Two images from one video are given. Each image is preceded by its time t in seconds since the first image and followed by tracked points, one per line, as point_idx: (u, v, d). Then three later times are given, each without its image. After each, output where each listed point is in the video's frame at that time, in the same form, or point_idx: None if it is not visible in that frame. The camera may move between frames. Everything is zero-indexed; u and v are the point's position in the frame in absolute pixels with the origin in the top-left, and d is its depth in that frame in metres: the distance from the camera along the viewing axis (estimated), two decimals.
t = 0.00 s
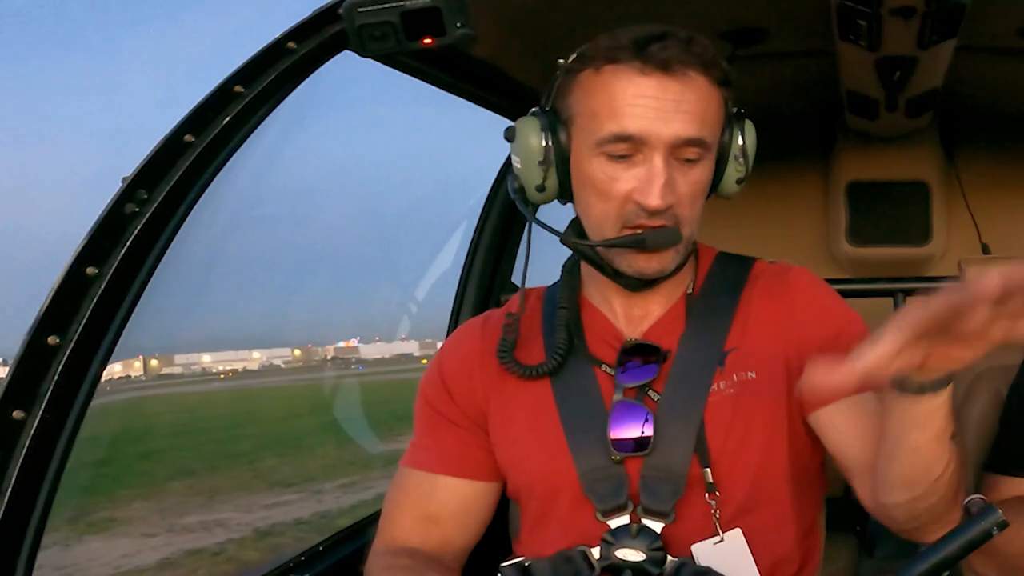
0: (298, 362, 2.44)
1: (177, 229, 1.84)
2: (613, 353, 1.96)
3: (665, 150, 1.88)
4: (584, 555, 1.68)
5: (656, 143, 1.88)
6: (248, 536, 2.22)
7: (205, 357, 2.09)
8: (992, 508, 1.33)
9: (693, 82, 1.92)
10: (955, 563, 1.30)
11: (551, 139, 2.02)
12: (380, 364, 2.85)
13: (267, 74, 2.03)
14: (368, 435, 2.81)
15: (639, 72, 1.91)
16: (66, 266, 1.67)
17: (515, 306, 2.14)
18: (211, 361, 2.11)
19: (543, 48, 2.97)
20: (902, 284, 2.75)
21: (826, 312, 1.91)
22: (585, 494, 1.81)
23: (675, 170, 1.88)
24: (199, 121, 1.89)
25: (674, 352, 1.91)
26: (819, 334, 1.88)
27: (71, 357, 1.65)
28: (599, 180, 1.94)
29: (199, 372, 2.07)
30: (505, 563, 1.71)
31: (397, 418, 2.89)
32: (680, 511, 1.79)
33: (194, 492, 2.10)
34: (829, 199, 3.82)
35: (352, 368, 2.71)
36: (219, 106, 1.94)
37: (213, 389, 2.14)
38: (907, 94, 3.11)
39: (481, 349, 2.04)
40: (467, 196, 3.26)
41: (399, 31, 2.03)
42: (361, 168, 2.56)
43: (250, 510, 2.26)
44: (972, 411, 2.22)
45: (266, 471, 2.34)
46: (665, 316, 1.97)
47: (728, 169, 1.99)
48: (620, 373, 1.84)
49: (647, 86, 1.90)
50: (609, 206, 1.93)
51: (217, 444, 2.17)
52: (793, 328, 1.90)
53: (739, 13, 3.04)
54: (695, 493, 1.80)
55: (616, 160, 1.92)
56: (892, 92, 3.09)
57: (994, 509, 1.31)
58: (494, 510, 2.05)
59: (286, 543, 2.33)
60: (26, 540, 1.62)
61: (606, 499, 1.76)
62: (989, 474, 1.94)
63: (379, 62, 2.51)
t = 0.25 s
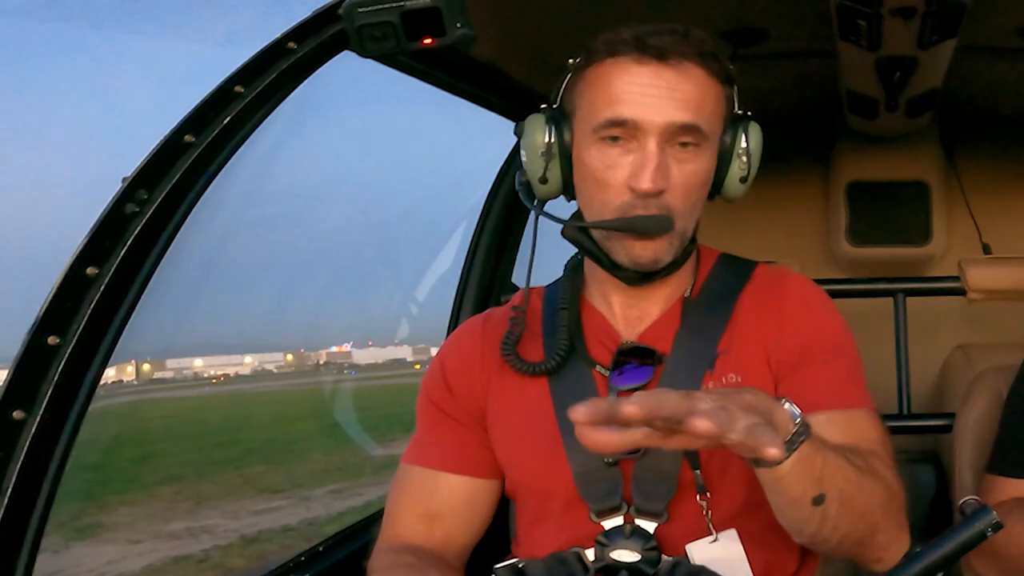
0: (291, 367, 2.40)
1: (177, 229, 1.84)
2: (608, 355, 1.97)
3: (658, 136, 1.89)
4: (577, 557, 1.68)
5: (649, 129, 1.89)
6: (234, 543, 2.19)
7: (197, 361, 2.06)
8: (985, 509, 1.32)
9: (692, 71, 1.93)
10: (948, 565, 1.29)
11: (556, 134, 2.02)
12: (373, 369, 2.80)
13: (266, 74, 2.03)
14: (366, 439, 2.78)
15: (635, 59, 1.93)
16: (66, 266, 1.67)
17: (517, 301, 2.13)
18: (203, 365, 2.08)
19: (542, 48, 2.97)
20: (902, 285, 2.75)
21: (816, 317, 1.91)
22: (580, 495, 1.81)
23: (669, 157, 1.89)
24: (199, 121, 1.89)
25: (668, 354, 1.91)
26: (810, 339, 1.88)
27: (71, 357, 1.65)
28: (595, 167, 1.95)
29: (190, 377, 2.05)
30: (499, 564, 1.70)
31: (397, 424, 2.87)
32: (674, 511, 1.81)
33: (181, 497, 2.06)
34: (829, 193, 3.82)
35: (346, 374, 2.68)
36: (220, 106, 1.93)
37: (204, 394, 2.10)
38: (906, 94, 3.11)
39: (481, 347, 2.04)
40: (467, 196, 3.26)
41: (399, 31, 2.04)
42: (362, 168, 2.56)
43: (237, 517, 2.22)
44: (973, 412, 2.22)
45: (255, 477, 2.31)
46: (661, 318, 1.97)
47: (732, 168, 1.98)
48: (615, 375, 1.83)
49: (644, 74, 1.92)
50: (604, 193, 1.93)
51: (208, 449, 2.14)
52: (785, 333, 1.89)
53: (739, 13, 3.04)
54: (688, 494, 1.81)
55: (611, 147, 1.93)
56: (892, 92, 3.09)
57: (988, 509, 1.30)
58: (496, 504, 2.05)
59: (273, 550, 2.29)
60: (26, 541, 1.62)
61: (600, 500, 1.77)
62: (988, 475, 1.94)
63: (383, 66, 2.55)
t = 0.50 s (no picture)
0: (287, 373, 2.38)
1: (178, 229, 1.84)
2: (603, 358, 1.96)
3: (630, 125, 1.90)
4: (576, 557, 1.66)
5: (620, 119, 1.90)
6: (223, 550, 2.16)
7: (193, 367, 2.05)
8: (987, 507, 1.31)
9: (661, 61, 1.95)
10: (949, 564, 1.29)
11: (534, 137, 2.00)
12: (370, 375, 2.78)
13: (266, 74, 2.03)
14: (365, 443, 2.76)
15: (602, 53, 1.95)
16: (66, 266, 1.67)
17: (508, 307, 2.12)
18: (198, 371, 2.07)
19: (542, 49, 2.97)
20: (901, 284, 2.74)
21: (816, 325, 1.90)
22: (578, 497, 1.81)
23: (642, 145, 1.90)
24: (199, 121, 1.89)
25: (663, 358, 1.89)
26: (808, 346, 1.88)
27: (71, 357, 1.65)
28: (571, 161, 1.95)
29: (186, 382, 2.03)
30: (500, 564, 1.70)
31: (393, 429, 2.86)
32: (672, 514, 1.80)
33: (170, 503, 2.03)
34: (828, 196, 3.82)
35: (342, 379, 2.65)
36: (219, 106, 1.93)
37: (198, 399, 2.09)
38: (906, 94, 3.11)
39: (475, 353, 2.03)
40: (467, 196, 3.26)
41: (399, 31, 2.03)
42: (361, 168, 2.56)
43: (228, 522, 2.18)
44: (972, 411, 2.22)
45: (246, 484, 2.25)
46: (657, 320, 1.96)
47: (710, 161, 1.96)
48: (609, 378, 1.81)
49: (612, 67, 1.94)
50: (582, 185, 1.92)
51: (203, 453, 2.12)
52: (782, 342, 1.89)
53: (739, 13, 3.04)
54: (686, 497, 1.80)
55: (584, 139, 1.94)
56: (892, 92, 3.09)
57: (990, 508, 1.30)
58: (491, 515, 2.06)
59: (261, 557, 2.26)
60: (26, 541, 1.63)
61: (599, 502, 1.77)
62: (988, 475, 1.94)
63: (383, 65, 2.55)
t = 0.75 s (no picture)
0: (287, 376, 2.38)
1: (177, 229, 1.84)
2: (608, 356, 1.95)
3: (612, 111, 1.91)
4: (576, 557, 1.66)
5: (603, 106, 1.92)
6: (217, 553, 2.14)
7: (193, 369, 2.04)
8: (986, 509, 1.32)
9: (643, 52, 1.96)
10: (951, 562, 1.30)
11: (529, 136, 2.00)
12: (369, 379, 2.80)
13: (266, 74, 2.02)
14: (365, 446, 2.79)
15: (588, 47, 1.98)
16: (67, 266, 1.67)
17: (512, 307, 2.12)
18: (198, 374, 2.06)
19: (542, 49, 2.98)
20: (901, 284, 2.73)
21: (826, 336, 1.91)
22: (579, 498, 1.81)
23: (625, 129, 1.90)
24: (199, 120, 1.89)
25: (667, 358, 1.88)
26: (821, 359, 1.89)
27: (71, 358, 1.65)
28: (557, 148, 1.95)
29: (186, 386, 2.03)
30: (498, 564, 1.67)
31: (391, 433, 2.88)
32: (673, 515, 1.80)
33: (165, 507, 2.02)
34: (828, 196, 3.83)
35: (341, 383, 2.66)
36: (219, 106, 1.93)
37: (198, 402, 2.08)
38: (907, 94, 3.11)
39: (476, 353, 2.03)
40: (467, 196, 3.26)
41: (399, 31, 2.03)
42: (360, 168, 2.56)
43: (222, 526, 2.18)
44: (972, 411, 2.22)
45: (244, 487, 2.26)
46: (660, 318, 1.95)
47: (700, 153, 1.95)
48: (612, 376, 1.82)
49: (596, 58, 1.96)
50: (567, 171, 1.92)
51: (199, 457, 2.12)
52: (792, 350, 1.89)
53: (739, 13, 3.04)
54: (689, 499, 1.80)
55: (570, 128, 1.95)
56: (892, 92, 3.10)
57: (990, 508, 1.30)
58: (490, 515, 2.06)
59: (255, 561, 2.23)
60: (25, 541, 1.63)
61: (599, 502, 1.77)
62: (988, 475, 1.94)
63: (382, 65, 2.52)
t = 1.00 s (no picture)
0: (287, 374, 2.38)
1: (177, 229, 1.84)
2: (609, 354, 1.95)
3: (618, 104, 1.92)
4: (577, 557, 1.66)
5: (610, 99, 1.93)
6: (211, 550, 2.13)
7: (193, 367, 2.05)
8: (988, 509, 1.33)
9: (649, 48, 1.97)
10: (949, 562, 1.31)
11: (536, 134, 2.02)
12: (369, 376, 2.79)
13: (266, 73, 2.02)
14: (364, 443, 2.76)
15: (595, 44, 1.99)
16: (66, 266, 1.67)
17: (514, 303, 2.12)
18: (198, 371, 2.07)
19: (543, 49, 2.98)
20: (901, 284, 2.73)
21: (828, 339, 1.91)
22: (580, 497, 1.81)
23: (630, 123, 1.91)
24: (199, 120, 1.89)
25: (669, 357, 1.88)
26: (823, 361, 1.89)
27: (71, 357, 1.65)
28: (562, 142, 1.95)
29: (185, 382, 2.03)
30: (499, 564, 1.68)
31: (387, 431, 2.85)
32: (673, 516, 1.80)
33: (159, 505, 2.02)
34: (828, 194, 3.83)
35: (341, 381, 2.66)
36: (219, 105, 1.93)
37: (195, 399, 2.09)
38: (906, 94, 3.12)
39: (478, 350, 2.03)
40: (467, 195, 3.27)
41: (399, 31, 2.03)
42: (360, 168, 2.56)
43: (218, 523, 2.17)
44: (972, 411, 2.22)
45: (239, 484, 2.24)
46: (665, 317, 1.95)
47: (705, 151, 1.94)
48: (615, 375, 1.82)
49: (603, 54, 1.97)
50: (572, 164, 1.93)
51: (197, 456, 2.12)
52: (793, 351, 1.89)
53: (739, 13, 3.04)
54: (689, 500, 1.80)
55: (575, 121, 1.95)
56: (892, 92, 3.10)
57: (991, 509, 1.31)
58: (491, 511, 2.06)
59: (248, 557, 2.22)
60: (25, 541, 1.63)
61: (601, 502, 1.77)
62: (989, 475, 1.94)
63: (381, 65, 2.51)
